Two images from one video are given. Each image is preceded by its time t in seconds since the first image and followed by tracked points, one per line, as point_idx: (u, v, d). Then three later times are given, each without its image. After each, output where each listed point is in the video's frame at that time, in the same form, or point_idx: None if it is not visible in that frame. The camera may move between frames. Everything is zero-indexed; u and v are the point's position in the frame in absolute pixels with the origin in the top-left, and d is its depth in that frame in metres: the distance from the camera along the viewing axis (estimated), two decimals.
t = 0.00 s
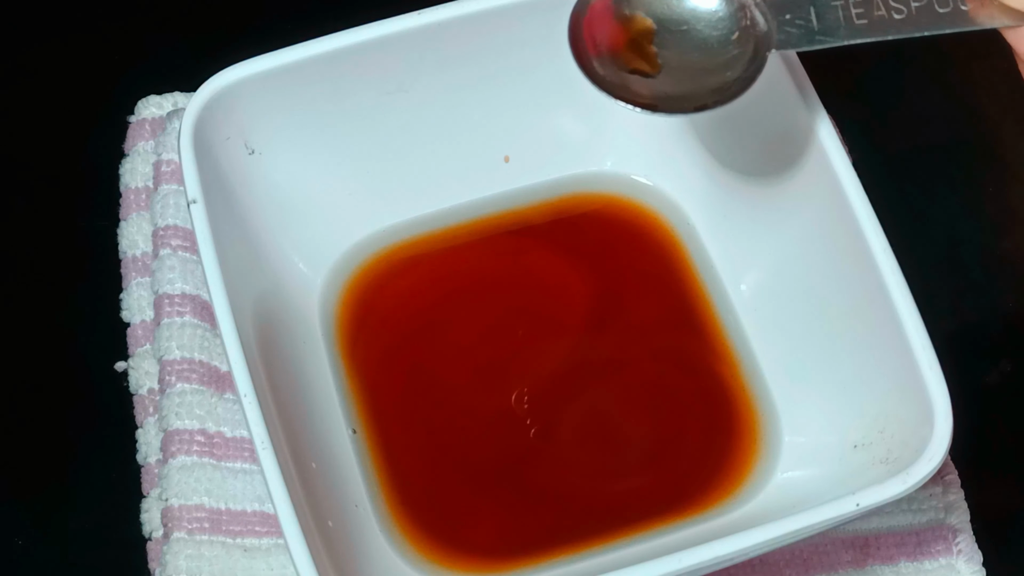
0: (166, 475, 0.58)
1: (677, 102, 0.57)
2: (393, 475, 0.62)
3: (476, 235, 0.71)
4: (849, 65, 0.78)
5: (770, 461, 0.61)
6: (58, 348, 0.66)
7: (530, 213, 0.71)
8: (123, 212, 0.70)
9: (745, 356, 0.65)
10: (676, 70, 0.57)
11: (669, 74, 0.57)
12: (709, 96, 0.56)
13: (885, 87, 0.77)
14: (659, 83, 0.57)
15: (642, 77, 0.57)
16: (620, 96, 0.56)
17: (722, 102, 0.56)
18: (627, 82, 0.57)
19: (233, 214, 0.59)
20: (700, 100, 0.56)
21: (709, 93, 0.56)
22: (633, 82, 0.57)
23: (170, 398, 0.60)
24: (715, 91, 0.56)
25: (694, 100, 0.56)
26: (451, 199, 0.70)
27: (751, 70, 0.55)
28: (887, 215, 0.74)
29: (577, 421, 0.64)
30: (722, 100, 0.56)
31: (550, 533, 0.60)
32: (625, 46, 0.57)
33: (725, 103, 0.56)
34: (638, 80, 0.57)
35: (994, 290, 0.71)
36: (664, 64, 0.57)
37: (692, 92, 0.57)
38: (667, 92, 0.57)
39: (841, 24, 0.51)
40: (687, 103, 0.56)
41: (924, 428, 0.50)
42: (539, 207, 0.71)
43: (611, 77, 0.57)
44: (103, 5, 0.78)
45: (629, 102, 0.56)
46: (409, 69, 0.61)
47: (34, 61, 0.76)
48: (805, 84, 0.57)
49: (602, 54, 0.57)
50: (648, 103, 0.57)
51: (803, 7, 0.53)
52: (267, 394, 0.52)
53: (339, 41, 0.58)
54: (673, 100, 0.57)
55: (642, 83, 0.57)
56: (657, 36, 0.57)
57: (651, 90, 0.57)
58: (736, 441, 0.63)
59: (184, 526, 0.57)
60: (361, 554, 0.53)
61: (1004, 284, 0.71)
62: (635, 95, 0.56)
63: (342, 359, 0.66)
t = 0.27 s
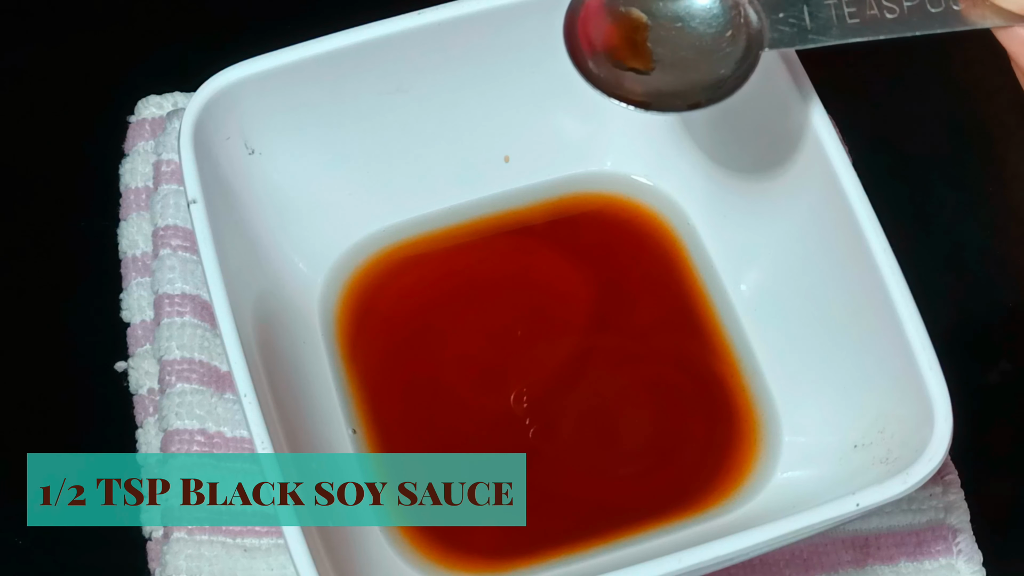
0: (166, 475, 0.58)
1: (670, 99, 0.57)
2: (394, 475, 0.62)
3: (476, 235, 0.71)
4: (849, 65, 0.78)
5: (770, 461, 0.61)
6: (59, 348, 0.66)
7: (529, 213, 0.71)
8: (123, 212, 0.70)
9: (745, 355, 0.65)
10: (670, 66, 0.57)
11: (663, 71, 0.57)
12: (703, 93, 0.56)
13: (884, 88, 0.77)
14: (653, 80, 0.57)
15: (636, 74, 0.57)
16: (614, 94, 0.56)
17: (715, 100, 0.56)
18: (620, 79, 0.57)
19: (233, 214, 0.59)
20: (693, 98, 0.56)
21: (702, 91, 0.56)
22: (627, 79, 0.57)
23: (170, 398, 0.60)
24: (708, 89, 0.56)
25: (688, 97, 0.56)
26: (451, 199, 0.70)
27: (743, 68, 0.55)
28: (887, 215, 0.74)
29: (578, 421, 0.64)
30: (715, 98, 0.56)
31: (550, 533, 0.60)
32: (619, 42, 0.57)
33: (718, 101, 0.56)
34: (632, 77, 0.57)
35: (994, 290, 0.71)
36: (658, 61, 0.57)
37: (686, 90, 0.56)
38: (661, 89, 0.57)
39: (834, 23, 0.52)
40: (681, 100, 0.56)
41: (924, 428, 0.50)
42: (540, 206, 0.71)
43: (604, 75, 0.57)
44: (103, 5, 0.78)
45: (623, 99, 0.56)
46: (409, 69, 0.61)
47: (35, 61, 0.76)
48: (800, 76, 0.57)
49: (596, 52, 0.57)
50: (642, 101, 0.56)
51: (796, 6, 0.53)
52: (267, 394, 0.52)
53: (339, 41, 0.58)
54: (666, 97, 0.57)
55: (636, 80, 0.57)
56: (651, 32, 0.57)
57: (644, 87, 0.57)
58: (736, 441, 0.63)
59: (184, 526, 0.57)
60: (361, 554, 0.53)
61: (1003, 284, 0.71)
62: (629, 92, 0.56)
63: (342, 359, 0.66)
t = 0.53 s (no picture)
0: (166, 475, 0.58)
1: (669, 93, 0.56)
2: (394, 475, 0.62)
3: (476, 235, 0.71)
4: (849, 65, 0.78)
5: (770, 460, 0.61)
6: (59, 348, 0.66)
7: (529, 213, 0.71)
8: (123, 212, 0.70)
9: (745, 355, 0.65)
10: (669, 61, 0.57)
11: (661, 65, 0.57)
12: (701, 87, 0.56)
13: (884, 88, 0.78)
14: (651, 74, 0.56)
15: (634, 68, 0.57)
16: (612, 87, 0.56)
17: (713, 93, 0.55)
18: (619, 73, 0.56)
19: (234, 214, 0.59)
20: (692, 92, 0.56)
21: (701, 86, 0.56)
22: (625, 73, 0.56)
23: (170, 398, 0.60)
24: (707, 84, 0.56)
25: (686, 91, 0.56)
26: (451, 199, 0.70)
27: (740, 61, 0.55)
28: (887, 215, 0.74)
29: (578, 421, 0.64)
30: (713, 91, 0.55)
31: (550, 533, 0.60)
32: (618, 36, 0.57)
33: (716, 93, 0.55)
34: (630, 71, 0.57)
35: (994, 290, 0.71)
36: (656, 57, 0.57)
37: (684, 84, 0.56)
38: (659, 83, 0.56)
39: (832, 18, 0.52)
40: (679, 94, 0.56)
41: (924, 428, 0.50)
42: (540, 206, 0.71)
43: (603, 68, 0.57)
44: (103, 5, 0.78)
45: (620, 92, 0.56)
46: (409, 69, 0.62)
47: (34, 61, 0.76)
48: (798, 71, 0.58)
49: (595, 46, 0.57)
50: (639, 94, 0.56)
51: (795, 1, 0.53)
52: (267, 394, 0.52)
53: (339, 41, 0.58)
54: (664, 90, 0.56)
55: (634, 74, 0.56)
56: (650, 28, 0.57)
57: (642, 82, 0.56)
58: (736, 441, 0.63)
59: (184, 526, 0.57)
60: (361, 554, 0.53)
61: (1003, 284, 0.71)
62: (627, 85, 0.56)
63: (342, 359, 0.66)
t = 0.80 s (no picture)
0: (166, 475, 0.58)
1: (665, 83, 0.56)
2: (394, 475, 0.62)
3: (476, 235, 0.71)
4: (849, 65, 0.78)
5: (770, 460, 0.61)
6: (59, 348, 0.66)
7: (530, 213, 0.71)
8: (123, 212, 0.70)
9: (745, 355, 0.65)
10: (665, 51, 0.57)
11: (657, 54, 0.57)
12: (697, 77, 0.55)
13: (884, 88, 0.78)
14: (647, 64, 0.56)
15: (630, 58, 0.57)
16: (608, 77, 0.56)
17: (709, 83, 0.55)
18: (615, 63, 0.56)
19: (233, 214, 0.59)
20: (687, 82, 0.55)
21: (696, 76, 0.56)
22: (621, 63, 0.56)
23: (170, 398, 0.60)
24: (703, 73, 0.55)
25: (682, 81, 0.56)
26: (451, 199, 0.70)
27: (737, 51, 0.55)
28: (887, 215, 0.74)
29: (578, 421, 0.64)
30: (709, 81, 0.55)
31: (550, 532, 0.60)
32: (614, 26, 0.57)
33: (712, 84, 0.55)
34: (626, 60, 0.56)
35: (994, 290, 0.71)
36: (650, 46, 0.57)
37: (679, 73, 0.56)
38: (655, 73, 0.56)
39: (828, 8, 0.52)
40: (675, 84, 0.56)
41: (924, 428, 0.50)
42: (540, 206, 0.71)
43: (599, 58, 0.56)
44: (103, 6, 0.78)
45: (617, 82, 0.55)
46: (409, 69, 0.62)
47: (34, 61, 0.76)
48: (798, 70, 0.58)
49: (590, 36, 0.56)
50: (635, 83, 0.56)
51: None
52: (267, 394, 0.52)
53: (339, 41, 0.58)
54: (660, 80, 0.56)
55: (630, 64, 0.56)
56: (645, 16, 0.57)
57: (638, 72, 0.56)
58: (736, 440, 0.63)
59: (184, 526, 0.57)
60: (361, 554, 0.53)
61: (1004, 284, 0.71)
62: (622, 74, 0.56)
63: (342, 360, 0.66)
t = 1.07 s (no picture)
0: (167, 475, 0.58)
1: (666, 86, 0.56)
2: (393, 474, 0.62)
3: (476, 235, 0.71)
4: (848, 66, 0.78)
5: (770, 460, 0.61)
6: (58, 348, 0.66)
7: (530, 213, 0.71)
8: (123, 212, 0.70)
9: (745, 356, 0.65)
10: (665, 54, 0.57)
11: (658, 57, 0.57)
12: (697, 80, 0.56)
13: (884, 88, 0.78)
14: (647, 66, 0.57)
15: (632, 61, 0.57)
16: (610, 80, 0.56)
17: (710, 86, 0.55)
18: (617, 66, 0.56)
19: (233, 214, 0.59)
20: (688, 85, 0.56)
21: (696, 79, 0.56)
22: (623, 66, 0.56)
23: (170, 398, 0.60)
24: (703, 76, 0.56)
25: (682, 84, 0.56)
26: (451, 199, 0.70)
27: (737, 54, 0.55)
28: (887, 215, 0.74)
29: (577, 421, 0.64)
30: (709, 84, 0.55)
31: (550, 533, 0.60)
32: (615, 28, 0.57)
33: (713, 87, 0.55)
34: (627, 63, 0.57)
35: (994, 290, 0.71)
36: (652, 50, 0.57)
37: (680, 76, 0.56)
38: (656, 77, 0.56)
39: (829, 11, 0.51)
40: (676, 88, 0.56)
41: (925, 428, 0.50)
42: (539, 206, 0.71)
43: (601, 61, 0.57)
44: (104, 6, 0.78)
45: (618, 85, 0.56)
46: (409, 69, 0.62)
47: (34, 61, 0.76)
48: (798, 71, 0.58)
49: (592, 39, 0.57)
50: (637, 87, 0.56)
51: None
52: (267, 394, 0.52)
53: (339, 41, 0.58)
54: (661, 84, 0.56)
55: (632, 67, 0.57)
56: (646, 20, 0.57)
57: (639, 75, 0.56)
58: (736, 440, 0.63)
59: (184, 526, 0.57)
60: (361, 554, 0.53)
61: (1004, 285, 0.71)
62: (624, 79, 0.56)
63: (342, 359, 0.66)
